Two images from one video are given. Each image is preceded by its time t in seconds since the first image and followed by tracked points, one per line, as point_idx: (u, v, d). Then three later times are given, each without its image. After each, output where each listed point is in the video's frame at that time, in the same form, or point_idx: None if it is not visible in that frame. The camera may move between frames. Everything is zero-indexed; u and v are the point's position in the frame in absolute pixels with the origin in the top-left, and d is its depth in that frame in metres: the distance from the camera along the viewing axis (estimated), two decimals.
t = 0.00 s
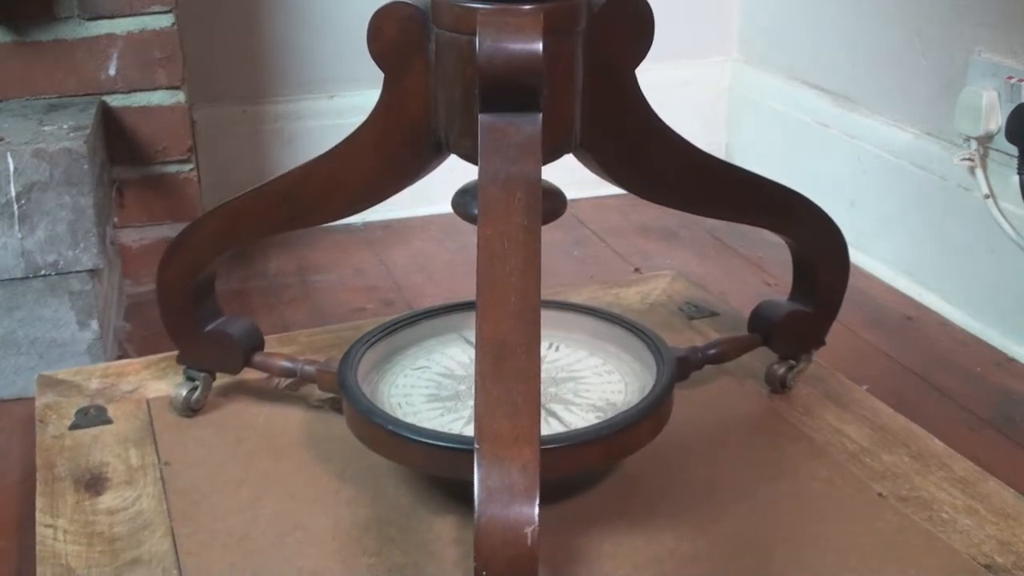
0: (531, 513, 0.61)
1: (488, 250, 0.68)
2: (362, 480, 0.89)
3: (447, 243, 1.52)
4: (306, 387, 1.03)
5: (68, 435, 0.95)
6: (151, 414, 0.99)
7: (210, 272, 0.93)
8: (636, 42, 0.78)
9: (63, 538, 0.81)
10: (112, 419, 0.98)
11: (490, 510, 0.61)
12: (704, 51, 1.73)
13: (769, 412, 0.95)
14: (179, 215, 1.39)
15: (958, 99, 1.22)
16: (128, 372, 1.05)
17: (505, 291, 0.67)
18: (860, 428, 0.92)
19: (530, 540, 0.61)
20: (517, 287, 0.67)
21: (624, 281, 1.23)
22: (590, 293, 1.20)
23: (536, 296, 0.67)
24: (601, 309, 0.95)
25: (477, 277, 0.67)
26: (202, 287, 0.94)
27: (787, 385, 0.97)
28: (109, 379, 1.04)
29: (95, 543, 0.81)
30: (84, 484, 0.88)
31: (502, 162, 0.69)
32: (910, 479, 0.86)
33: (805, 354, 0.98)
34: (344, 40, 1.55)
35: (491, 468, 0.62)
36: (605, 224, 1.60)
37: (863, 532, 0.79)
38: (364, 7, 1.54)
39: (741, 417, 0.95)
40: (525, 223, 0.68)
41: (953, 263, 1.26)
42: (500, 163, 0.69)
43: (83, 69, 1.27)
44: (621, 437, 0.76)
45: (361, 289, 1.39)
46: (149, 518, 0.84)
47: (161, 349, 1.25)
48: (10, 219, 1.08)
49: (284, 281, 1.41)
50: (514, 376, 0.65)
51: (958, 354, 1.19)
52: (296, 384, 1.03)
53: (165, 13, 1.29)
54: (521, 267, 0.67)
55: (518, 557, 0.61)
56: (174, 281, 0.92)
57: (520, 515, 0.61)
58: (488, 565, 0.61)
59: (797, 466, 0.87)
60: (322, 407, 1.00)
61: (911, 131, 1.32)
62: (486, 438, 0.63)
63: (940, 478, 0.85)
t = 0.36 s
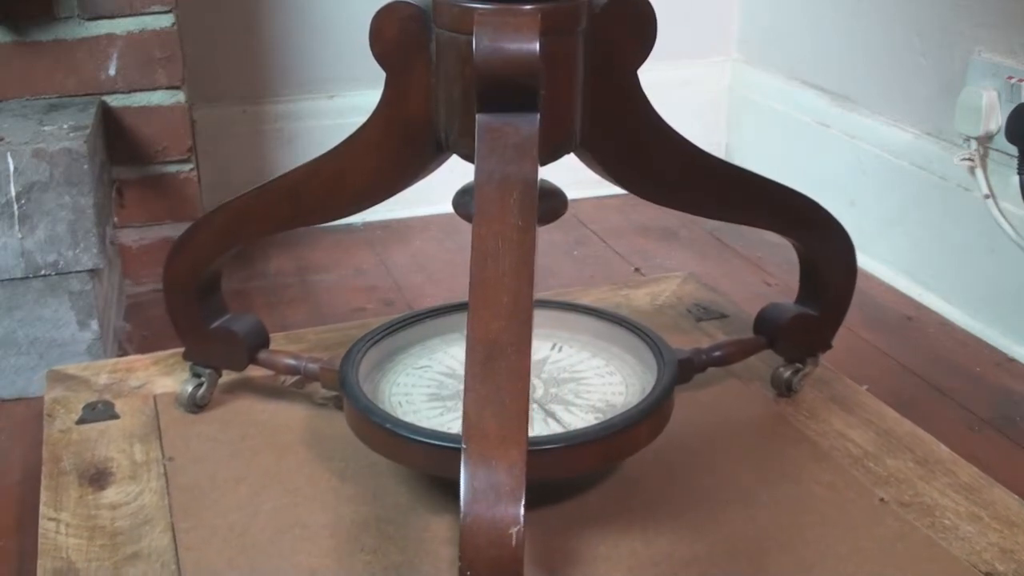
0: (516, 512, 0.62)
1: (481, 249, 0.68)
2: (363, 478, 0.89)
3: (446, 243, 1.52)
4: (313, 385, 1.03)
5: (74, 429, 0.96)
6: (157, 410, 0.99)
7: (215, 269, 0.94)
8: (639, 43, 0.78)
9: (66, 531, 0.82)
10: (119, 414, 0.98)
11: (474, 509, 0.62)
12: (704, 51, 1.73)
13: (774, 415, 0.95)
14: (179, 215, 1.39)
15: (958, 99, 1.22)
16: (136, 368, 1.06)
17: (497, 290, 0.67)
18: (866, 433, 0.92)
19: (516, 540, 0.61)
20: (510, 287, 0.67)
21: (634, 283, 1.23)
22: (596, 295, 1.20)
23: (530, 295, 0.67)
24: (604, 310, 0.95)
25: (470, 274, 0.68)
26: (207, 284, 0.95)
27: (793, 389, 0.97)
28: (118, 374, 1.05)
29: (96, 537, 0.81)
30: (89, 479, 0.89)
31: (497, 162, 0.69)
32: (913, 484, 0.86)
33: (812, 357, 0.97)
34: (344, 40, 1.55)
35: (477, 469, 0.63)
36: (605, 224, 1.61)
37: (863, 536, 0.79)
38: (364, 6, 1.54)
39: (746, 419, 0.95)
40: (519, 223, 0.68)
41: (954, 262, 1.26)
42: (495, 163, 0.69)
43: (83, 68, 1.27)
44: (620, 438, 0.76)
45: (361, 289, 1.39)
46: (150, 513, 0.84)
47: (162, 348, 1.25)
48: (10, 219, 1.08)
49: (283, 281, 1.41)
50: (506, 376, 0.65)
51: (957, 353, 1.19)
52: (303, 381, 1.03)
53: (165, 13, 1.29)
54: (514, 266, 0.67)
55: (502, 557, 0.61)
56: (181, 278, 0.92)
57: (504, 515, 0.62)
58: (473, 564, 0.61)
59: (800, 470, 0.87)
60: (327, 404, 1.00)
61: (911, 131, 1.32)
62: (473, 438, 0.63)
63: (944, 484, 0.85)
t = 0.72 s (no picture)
0: (502, 513, 0.59)
1: (474, 249, 0.66)
2: (363, 477, 0.89)
3: (446, 243, 1.52)
4: (318, 382, 1.04)
5: (81, 424, 0.96)
6: (163, 406, 0.99)
7: (222, 265, 0.94)
8: (642, 44, 0.78)
9: (68, 525, 0.82)
10: (126, 410, 0.99)
11: (459, 509, 0.59)
12: (704, 51, 1.73)
13: (780, 417, 0.95)
14: (179, 215, 1.39)
15: (958, 99, 1.22)
16: (145, 364, 1.06)
17: (489, 291, 0.65)
18: (870, 437, 0.92)
19: (501, 541, 0.58)
20: (503, 288, 0.65)
21: (644, 284, 1.23)
22: (601, 296, 1.20)
23: (523, 297, 0.65)
24: (606, 310, 0.95)
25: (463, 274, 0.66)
26: (213, 282, 0.96)
27: (799, 393, 0.97)
28: (127, 370, 1.05)
29: (98, 530, 0.82)
30: (93, 473, 0.89)
31: (493, 163, 0.68)
32: (917, 489, 0.85)
33: (818, 360, 0.97)
34: (343, 40, 1.55)
35: (462, 467, 0.60)
36: (605, 224, 1.61)
37: (864, 540, 0.79)
38: (365, 7, 1.54)
39: (751, 421, 0.95)
40: (514, 223, 0.67)
41: (954, 262, 1.26)
42: (491, 163, 0.68)
43: (83, 68, 1.27)
44: (618, 440, 0.76)
45: (361, 289, 1.39)
46: (151, 508, 0.85)
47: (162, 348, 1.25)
48: (10, 219, 1.08)
49: (283, 281, 1.41)
50: (495, 376, 0.63)
51: (957, 354, 1.19)
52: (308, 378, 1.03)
53: (165, 14, 1.29)
54: (507, 267, 0.66)
55: (486, 560, 0.58)
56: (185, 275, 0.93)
57: (489, 514, 0.59)
58: (456, 567, 0.59)
59: (803, 474, 0.87)
60: (331, 402, 1.00)
61: (911, 131, 1.32)
62: (461, 437, 0.61)
63: (947, 490, 0.85)
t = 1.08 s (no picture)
0: (487, 513, 0.58)
1: (468, 251, 0.65)
2: (364, 476, 0.89)
3: (447, 243, 1.52)
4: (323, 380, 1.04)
5: (88, 419, 0.97)
6: (169, 402, 1.00)
7: (230, 262, 0.94)
8: (644, 45, 0.78)
9: (70, 518, 0.83)
10: (132, 406, 0.99)
11: (444, 509, 0.58)
12: (704, 51, 1.73)
13: (785, 421, 0.95)
14: (179, 215, 1.39)
15: (959, 99, 1.22)
16: (153, 360, 1.07)
17: (481, 291, 0.64)
18: (875, 442, 0.92)
19: (485, 541, 0.58)
20: (496, 286, 0.64)
21: (653, 285, 1.23)
22: (606, 298, 1.20)
23: (514, 297, 0.64)
24: (611, 311, 0.96)
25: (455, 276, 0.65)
26: (221, 278, 0.96)
27: (805, 396, 0.97)
28: (136, 366, 1.06)
29: (100, 525, 0.82)
30: (98, 467, 0.90)
31: (489, 163, 0.67)
32: (919, 495, 0.85)
33: (824, 363, 0.97)
34: (343, 40, 1.55)
35: (449, 467, 0.59)
36: (605, 224, 1.61)
37: (864, 544, 0.79)
38: (364, 7, 1.54)
39: (755, 424, 0.95)
40: (509, 224, 0.66)
41: (954, 262, 1.26)
42: (486, 163, 0.67)
43: (83, 68, 1.27)
44: (615, 442, 0.76)
45: (361, 289, 1.39)
46: (154, 503, 0.85)
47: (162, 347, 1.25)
48: (10, 219, 1.08)
49: (283, 281, 1.41)
50: (485, 377, 0.62)
51: (958, 354, 1.19)
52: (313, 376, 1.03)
53: (165, 14, 1.29)
54: (500, 267, 0.65)
55: (471, 560, 0.58)
56: (194, 274, 0.93)
57: (475, 514, 0.58)
58: (441, 567, 0.58)
59: (805, 478, 0.87)
60: (336, 400, 1.01)
61: (911, 131, 1.32)
62: (449, 436, 0.60)
63: (950, 496, 0.84)
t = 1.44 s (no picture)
0: (473, 512, 0.56)
1: (462, 252, 0.64)
2: (365, 474, 0.89)
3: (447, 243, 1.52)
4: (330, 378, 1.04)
5: (95, 414, 0.97)
6: (176, 399, 1.00)
7: (237, 257, 0.95)
8: (645, 46, 0.78)
9: (72, 513, 0.83)
10: (139, 401, 1.00)
11: (429, 507, 0.56)
12: (704, 51, 1.73)
13: (789, 424, 0.95)
14: (179, 215, 1.39)
15: (959, 99, 1.22)
16: (162, 356, 1.07)
17: (474, 292, 0.63)
18: (880, 446, 0.91)
19: (471, 541, 0.56)
20: (490, 287, 0.63)
21: (664, 286, 1.24)
22: (612, 300, 1.20)
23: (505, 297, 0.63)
24: (615, 313, 0.96)
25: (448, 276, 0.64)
26: (228, 274, 0.96)
27: (810, 399, 0.97)
28: (144, 361, 1.06)
29: (102, 519, 0.83)
30: (102, 462, 0.90)
31: (485, 162, 0.67)
32: (922, 501, 0.84)
33: (829, 367, 0.97)
34: (343, 40, 1.55)
35: (436, 466, 0.57)
36: (605, 224, 1.61)
37: (863, 549, 0.78)
38: (364, 6, 1.54)
39: (759, 426, 0.95)
40: (504, 224, 0.64)
41: (954, 262, 1.26)
42: (483, 163, 0.67)
43: (83, 68, 1.27)
44: (615, 443, 0.76)
45: (361, 289, 1.39)
46: (155, 498, 0.86)
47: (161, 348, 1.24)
48: (10, 219, 1.08)
49: (283, 281, 1.41)
50: (474, 377, 0.60)
51: (958, 353, 1.19)
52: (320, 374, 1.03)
53: (165, 14, 1.29)
54: (494, 267, 0.63)
55: (455, 560, 0.56)
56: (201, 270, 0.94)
57: (460, 513, 0.56)
58: (425, 567, 0.56)
59: (807, 484, 0.86)
60: (341, 399, 1.01)
61: (911, 131, 1.32)
62: (437, 435, 0.58)
63: (954, 502, 0.84)
